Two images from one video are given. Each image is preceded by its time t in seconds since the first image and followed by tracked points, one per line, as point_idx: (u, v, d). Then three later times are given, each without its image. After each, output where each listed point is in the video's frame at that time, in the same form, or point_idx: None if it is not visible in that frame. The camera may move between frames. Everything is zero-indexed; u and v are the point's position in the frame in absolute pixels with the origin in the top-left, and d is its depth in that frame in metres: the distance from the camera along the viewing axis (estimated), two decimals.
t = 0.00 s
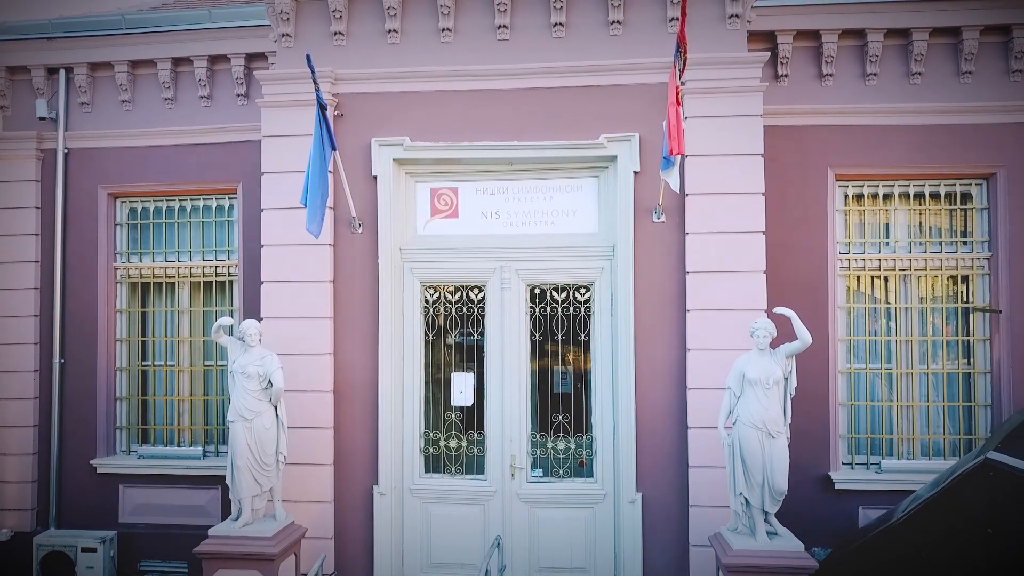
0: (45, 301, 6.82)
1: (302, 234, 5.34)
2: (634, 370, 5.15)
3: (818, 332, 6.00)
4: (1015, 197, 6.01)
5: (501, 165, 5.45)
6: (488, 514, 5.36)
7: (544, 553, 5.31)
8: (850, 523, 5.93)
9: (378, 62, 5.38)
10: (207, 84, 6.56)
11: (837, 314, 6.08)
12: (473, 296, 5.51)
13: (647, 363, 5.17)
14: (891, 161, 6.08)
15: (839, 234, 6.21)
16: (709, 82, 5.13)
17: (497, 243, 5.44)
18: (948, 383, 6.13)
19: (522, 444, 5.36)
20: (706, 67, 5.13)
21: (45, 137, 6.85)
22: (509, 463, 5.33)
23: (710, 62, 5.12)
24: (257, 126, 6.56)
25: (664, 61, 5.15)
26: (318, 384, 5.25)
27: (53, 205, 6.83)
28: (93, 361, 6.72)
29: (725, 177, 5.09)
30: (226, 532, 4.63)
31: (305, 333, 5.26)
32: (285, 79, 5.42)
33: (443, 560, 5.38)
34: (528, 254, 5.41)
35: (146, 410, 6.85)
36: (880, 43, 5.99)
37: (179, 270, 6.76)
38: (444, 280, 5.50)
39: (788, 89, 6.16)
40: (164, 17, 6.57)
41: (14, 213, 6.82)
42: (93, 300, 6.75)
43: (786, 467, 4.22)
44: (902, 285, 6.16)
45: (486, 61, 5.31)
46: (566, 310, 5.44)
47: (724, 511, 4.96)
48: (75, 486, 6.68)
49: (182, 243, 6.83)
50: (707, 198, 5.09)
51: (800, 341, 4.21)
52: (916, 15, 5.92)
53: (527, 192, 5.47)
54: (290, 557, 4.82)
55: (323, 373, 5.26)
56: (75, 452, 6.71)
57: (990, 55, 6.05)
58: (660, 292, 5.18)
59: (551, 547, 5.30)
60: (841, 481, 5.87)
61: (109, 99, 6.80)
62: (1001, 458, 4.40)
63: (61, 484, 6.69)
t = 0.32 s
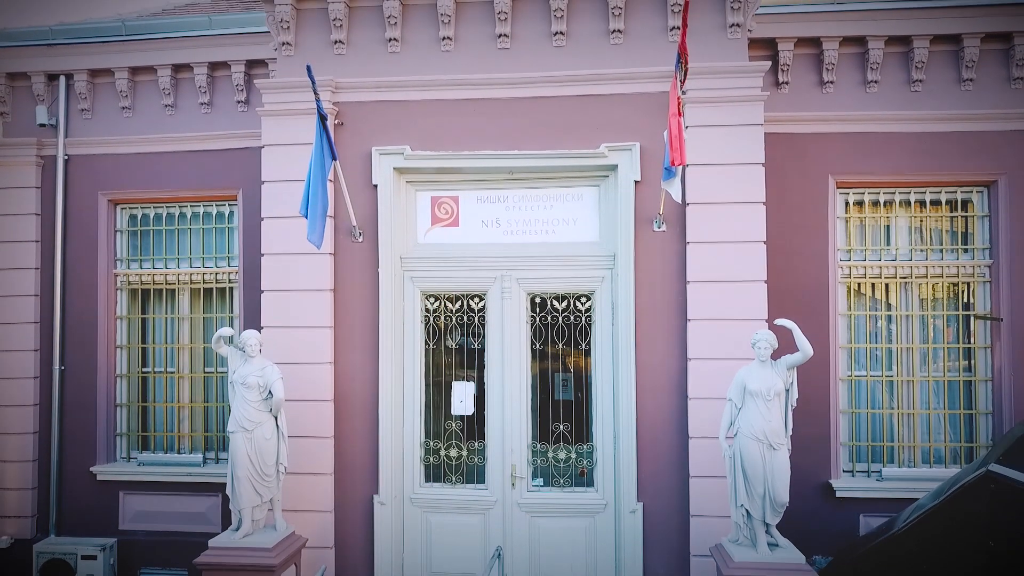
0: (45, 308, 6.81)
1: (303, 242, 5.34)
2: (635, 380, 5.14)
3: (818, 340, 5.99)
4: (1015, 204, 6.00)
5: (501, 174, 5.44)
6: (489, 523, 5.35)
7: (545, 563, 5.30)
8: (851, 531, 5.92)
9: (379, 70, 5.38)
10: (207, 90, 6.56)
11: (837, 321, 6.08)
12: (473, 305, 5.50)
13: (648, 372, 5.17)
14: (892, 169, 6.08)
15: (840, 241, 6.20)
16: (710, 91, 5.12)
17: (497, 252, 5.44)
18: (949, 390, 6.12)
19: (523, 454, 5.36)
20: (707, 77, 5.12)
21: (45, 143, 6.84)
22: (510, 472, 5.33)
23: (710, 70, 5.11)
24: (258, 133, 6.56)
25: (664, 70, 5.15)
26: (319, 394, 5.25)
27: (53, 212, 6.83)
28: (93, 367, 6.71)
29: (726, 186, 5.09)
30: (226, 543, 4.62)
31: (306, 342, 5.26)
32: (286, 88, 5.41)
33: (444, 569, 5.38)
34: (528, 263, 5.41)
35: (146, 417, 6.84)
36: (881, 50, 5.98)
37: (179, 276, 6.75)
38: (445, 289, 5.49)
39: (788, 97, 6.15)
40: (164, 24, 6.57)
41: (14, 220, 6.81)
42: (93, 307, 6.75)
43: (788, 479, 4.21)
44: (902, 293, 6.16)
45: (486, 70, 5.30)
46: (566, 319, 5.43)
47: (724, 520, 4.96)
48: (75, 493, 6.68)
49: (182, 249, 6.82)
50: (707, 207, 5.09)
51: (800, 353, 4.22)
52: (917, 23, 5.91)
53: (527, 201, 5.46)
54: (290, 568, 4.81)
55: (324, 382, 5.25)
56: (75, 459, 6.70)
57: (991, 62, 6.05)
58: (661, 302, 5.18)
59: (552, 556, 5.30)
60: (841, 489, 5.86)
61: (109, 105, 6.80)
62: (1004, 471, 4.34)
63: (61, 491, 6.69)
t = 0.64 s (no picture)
0: (45, 316, 6.80)
1: (303, 254, 5.34)
2: (635, 392, 5.13)
3: (818, 350, 5.99)
4: (1016, 215, 5.99)
5: (501, 186, 5.43)
6: (489, 536, 5.34)
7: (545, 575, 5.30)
8: (851, 541, 5.91)
9: (379, 82, 5.37)
10: (207, 99, 6.55)
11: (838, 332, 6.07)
12: (474, 317, 5.49)
13: (648, 385, 5.16)
14: (892, 179, 6.07)
15: (841, 251, 6.19)
16: (710, 104, 5.12)
17: (497, 264, 5.43)
18: (950, 401, 6.10)
19: (523, 466, 5.35)
20: (708, 89, 5.11)
21: (45, 152, 6.83)
22: (510, 485, 5.32)
23: (711, 83, 5.11)
24: (258, 142, 6.55)
25: (664, 83, 5.14)
26: (319, 406, 5.24)
27: (53, 220, 6.82)
28: (94, 377, 6.70)
29: (726, 198, 5.08)
30: (226, 558, 4.61)
31: (306, 354, 5.25)
32: (286, 100, 5.40)
33: None
34: (528, 275, 5.40)
35: (146, 426, 6.83)
36: (881, 60, 5.97)
37: (179, 285, 6.74)
38: (445, 301, 5.48)
39: (789, 107, 6.13)
40: (164, 33, 6.55)
41: (14, 229, 6.80)
42: (93, 316, 6.73)
43: (788, 495, 4.20)
44: (903, 303, 6.14)
45: (486, 82, 5.30)
46: (567, 332, 5.42)
47: (724, 532, 4.96)
48: (75, 503, 6.66)
49: (182, 258, 6.81)
50: (708, 220, 5.08)
51: (801, 369, 4.21)
52: (918, 33, 5.90)
53: (527, 213, 5.45)
54: None
55: (324, 394, 5.24)
56: (75, 468, 6.69)
57: (992, 73, 6.03)
58: (661, 314, 5.17)
59: (552, 569, 5.29)
60: (841, 500, 5.84)
61: (109, 114, 6.79)
62: (1005, 488, 4.27)
63: (60, 500, 6.68)
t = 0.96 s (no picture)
0: (44, 326, 6.79)
1: (303, 268, 5.33)
2: (635, 407, 5.12)
3: (818, 361, 5.99)
4: (1017, 226, 5.98)
5: (501, 199, 5.42)
6: (488, 550, 5.34)
7: None
8: (852, 553, 5.90)
9: (378, 95, 5.36)
10: (207, 110, 6.54)
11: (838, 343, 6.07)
12: (473, 331, 5.48)
13: (648, 399, 5.15)
14: (893, 190, 6.06)
15: (840, 262, 6.18)
16: (710, 118, 5.11)
17: (497, 277, 5.42)
18: (951, 412, 6.09)
19: (523, 480, 5.34)
20: (707, 103, 5.11)
21: (44, 162, 6.82)
22: (510, 499, 5.31)
23: (711, 96, 5.10)
24: (257, 152, 6.54)
25: (664, 96, 5.13)
26: (318, 419, 5.24)
27: (52, 230, 6.81)
28: (93, 387, 6.69)
29: (726, 212, 5.07)
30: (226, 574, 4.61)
31: (306, 368, 5.25)
32: (285, 113, 5.40)
33: None
34: (528, 289, 5.39)
35: (145, 436, 6.81)
36: (882, 72, 5.96)
37: (178, 295, 6.72)
38: (445, 314, 5.47)
39: (790, 118, 6.13)
40: (163, 43, 6.54)
41: (14, 239, 6.80)
42: (93, 326, 6.73)
43: (788, 513, 4.21)
44: (903, 314, 6.13)
45: (486, 95, 5.29)
46: (566, 345, 5.41)
47: (724, 546, 4.96)
48: (74, 513, 6.65)
49: (182, 268, 6.79)
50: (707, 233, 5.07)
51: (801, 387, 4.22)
52: (918, 45, 5.89)
53: (527, 226, 5.44)
54: None
55: (324, 408, 5.24)
56: (75, 478, 6.68)
57: (992, 84, 6.02)
58: (661, 328, 5.16)
59: None
60: (842, 511, 5.83)
61: (108, 124, 6.78)
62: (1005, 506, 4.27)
63: (59, 512, 6.66)
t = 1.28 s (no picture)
0: (44, 338, 6.78)
1: (303, 283, 5.33)
2: (635, 423, 5.11)
3: (818, 374, 5.98)
4: (1017, 239, 5.97)
5: (501, 214, 5.42)
6: (488, 566, 5.33)
7: None
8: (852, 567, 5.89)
9: (378, 110, 5.36)
10: (206, 121, 6.53)
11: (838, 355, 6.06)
12: (473, 346, 5.47)
13: (648, 415, 5.14)
14: (893, 203, 6.05)
15: (840, 274, 6.16)
16: (710, 133, 5.10)
17: (497, 293, 5.42)
18: (950, 424, 6.09)
19: (522, 496, 5.33)
20: (707, 119, 5.10)
21: (43, 173, 6.81)
22: (510, 516, 5.30)
23: (711, 112, 5.09)
24: (257, 164, 6.53)
25: (664, 112, 5.13)
26: (318, 434, 5.23)
27: (52, 241, 6.80)
28: (92, 398, 6.68)
29: (725, 228, 5.07)
30: None
31: (305, 383, 5.24)
32: (285, 128, 5.39)
33: None
34: (527, 304, 5.39)
35: (145, 447, 6.80)
36: (882, 85, 5.96)
37: (177, 307, 6.70)
38: (445, 329, 5.46)
39: (790, 131, 6.12)
40: (162, 55, 6.53)
41: (13, 251, 6.79)
42: (92, 337, 6.72)
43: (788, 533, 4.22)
44: (903, 326, 6.12)
45: (486, 110, 5.28)
46: (566, 361, 5.41)
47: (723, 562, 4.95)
48: (74, 525, 6.64)
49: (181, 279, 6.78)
50: (707, 249, 5.07)
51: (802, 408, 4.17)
52: (919, 58, 5.89)
53: (527, 241, 5.44)
54: None
55: (323, 424, 5.23)
56: (75, 489, 6.67)
57: (993, 96, 6.01)
58: (661, 344, 5.15)
59: None
60: (841, 525, 5.83)
61: (107, 135, 6.77)
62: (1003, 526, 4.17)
63: (59, 523, 6.65)
